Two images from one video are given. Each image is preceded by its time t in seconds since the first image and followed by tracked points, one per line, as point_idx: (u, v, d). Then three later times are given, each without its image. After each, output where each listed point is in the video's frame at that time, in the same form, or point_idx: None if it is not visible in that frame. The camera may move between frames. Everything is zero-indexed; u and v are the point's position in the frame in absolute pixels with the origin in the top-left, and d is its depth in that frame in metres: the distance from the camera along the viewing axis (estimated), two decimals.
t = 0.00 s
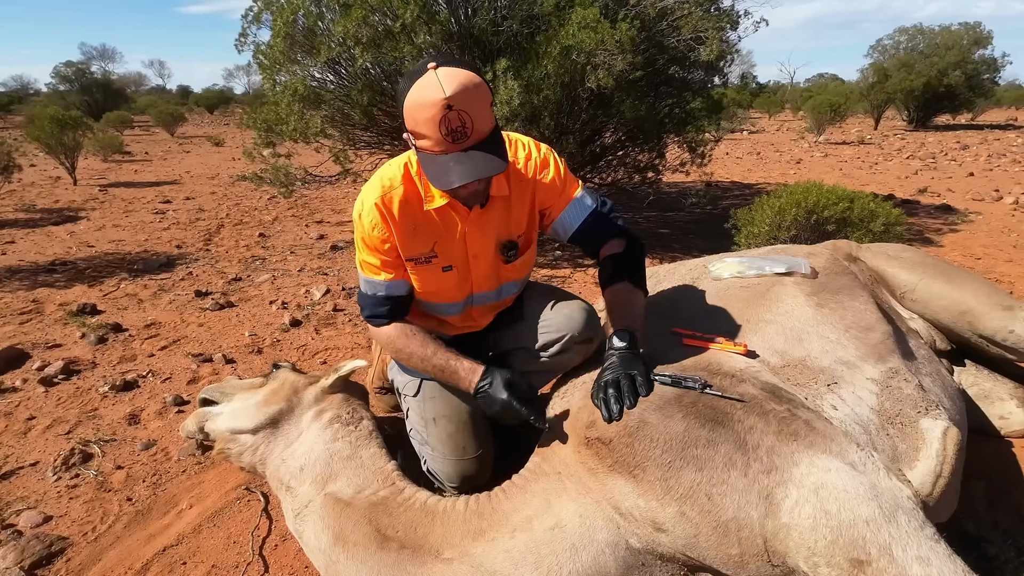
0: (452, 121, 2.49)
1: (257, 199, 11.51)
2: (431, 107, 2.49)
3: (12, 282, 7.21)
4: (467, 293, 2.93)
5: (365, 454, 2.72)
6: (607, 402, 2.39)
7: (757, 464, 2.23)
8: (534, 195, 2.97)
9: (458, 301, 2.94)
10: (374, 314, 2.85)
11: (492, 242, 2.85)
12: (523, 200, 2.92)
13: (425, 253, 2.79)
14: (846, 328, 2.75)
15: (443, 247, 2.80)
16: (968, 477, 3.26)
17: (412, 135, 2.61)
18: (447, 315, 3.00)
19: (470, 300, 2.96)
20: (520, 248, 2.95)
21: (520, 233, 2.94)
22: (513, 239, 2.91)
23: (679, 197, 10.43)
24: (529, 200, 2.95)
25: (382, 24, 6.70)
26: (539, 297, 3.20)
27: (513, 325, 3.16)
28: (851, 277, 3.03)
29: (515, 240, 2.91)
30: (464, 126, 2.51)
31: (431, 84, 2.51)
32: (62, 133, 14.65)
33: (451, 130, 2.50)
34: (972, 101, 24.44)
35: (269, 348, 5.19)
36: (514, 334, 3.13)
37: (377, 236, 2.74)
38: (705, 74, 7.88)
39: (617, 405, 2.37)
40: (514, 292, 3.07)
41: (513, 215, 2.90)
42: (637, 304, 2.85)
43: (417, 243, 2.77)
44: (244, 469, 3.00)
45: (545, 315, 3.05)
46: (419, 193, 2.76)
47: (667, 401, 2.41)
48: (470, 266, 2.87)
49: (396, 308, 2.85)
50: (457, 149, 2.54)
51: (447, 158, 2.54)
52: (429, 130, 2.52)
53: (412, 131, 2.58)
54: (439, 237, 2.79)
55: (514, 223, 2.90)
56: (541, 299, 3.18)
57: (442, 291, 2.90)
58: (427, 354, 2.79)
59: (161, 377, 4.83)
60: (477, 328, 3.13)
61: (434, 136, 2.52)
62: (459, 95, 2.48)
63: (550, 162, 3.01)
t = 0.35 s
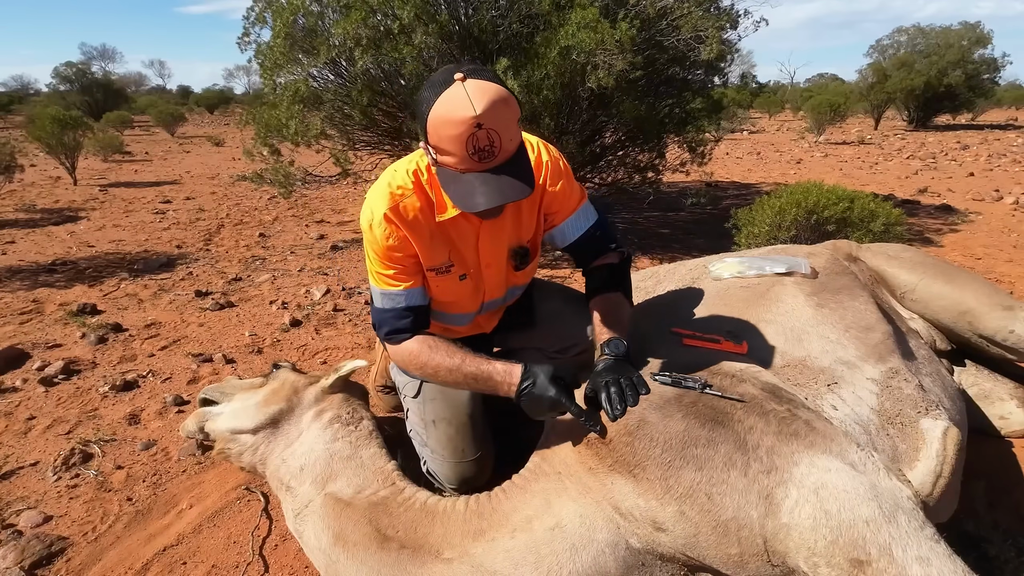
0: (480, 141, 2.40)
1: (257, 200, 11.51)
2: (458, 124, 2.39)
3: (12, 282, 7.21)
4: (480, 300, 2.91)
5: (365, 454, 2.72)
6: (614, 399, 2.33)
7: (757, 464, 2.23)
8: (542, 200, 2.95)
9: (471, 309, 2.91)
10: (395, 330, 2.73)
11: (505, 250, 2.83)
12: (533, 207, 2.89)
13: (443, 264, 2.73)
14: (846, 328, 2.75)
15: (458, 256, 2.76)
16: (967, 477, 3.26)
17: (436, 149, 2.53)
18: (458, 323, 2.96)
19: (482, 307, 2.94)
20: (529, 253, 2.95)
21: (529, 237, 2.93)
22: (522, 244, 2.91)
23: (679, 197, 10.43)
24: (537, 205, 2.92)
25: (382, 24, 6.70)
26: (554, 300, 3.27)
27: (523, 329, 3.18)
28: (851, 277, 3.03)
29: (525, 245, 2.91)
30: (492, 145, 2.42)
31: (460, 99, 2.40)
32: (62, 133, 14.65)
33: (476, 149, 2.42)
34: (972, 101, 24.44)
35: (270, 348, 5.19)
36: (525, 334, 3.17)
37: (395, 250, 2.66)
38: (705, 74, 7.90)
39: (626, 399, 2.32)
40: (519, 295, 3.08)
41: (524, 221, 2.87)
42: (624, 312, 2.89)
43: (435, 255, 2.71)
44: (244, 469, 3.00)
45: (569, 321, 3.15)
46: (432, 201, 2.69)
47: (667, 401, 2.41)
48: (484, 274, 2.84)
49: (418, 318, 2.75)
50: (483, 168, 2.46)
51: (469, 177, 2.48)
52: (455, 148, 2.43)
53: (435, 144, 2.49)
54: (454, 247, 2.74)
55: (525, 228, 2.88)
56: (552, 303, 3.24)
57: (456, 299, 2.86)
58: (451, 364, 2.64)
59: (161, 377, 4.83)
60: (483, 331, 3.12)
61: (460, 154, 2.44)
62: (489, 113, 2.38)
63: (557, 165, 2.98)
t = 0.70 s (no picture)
0: (502, 143, 2.40)
1: (257, 199, 11.52)
2: (482, 126, 2.38)
3: (12, 281, 7.21)
4: (488, 302, 2.91)
5: (365, 454, 2.72)
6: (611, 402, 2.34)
7: (757, 464, 2.23)
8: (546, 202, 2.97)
9: (479, 309, 2.91)
10: (411, 327, 2.69)
11: (513, 251, 2.85)
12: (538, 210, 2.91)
13: (452, 264, 2.74)
14: (846, 328, 2.74)
15: (468, 256, 2.77)
16: (968, 477, 3.26)
17: (455, 148, 2.51)
18: (465, 324, 2.95)
19: (490, 308, 2.94)
20: (534, 255, 2.96)
21: (534, 239, 2.95)
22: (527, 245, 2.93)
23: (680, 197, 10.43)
24: (542, 207, 2.94)
25: (383, 24, 6.71)
26: (553, 299, 3.25)
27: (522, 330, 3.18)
28: (852, 277, 3.03)
29: (531, 247, 2.92)
30: (513, 148, 2.42)
31: (485, 102, 2.39)
32: (62, 133, 14.65)
33: (498, 152, 2.41)
34: (972, 101, 24.44)
35: (270, 348, 5.19)
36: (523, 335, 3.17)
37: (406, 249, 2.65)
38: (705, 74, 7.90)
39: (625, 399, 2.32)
40: (523, 297, 3.09)
41: (530, 223, 2.89)
42: (624, 313, 2.89)
43: (445, 255, 2.71)
44: (244, 469, 3.00)
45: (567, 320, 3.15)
46: (442, 202, 2.70)
47: (668, 401, 2.41)
48: (492, 276, 2.85)
49: (432, 316, 2.72)
50: (502, 170, 2.46)
51: (486, 178, 2.47)
52: (476, 148, 2.42)
53: (455, 145, 2.47)
54: (464, 247, 2.74)
55: (530, 230, 2.90)
56: (552, 303, 3.23)
57: (464, 299, 2.85)
58: (466, 364, 2.59)
59: (161, 377, 4.83)
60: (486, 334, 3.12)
61: (481, 155, 2.42)
62: (514, 117, 2.38)
63: (561, 167, 2.99)
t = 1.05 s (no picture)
0: (507, 135, 2.40)
1: (257, 199, 11.52)
2: (488, 118, 2.38)
3: (13, 281, 7.21)
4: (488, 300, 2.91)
5: (365, 454, 2.72)
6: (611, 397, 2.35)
7: (757, 464, 2.23)
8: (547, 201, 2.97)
9: (478, 308, 2.91)
10: (405, 322, 2.71)
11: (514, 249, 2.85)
12: (539, 209, 2.91)
13: (453, 261, 2.74)
14: (846, 327, 2.74)
15: (468, 253, 2.77)
16: (968, 477, 3.26)
17: (461, 140, 2.50)
18: (464, 322, 2.96)
19: (490, 307, 2.94)
20: (535, 253, 2.97)
21: (535, 238, 2.95)
22: (528, 244, 2.93)
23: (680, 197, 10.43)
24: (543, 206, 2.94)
25: (384, 24, 6.72)
26: (552, 300, 3.24)
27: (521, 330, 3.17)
28: (852, 277, 3.03)
29: (531, 245, 2.92)
30: (518, 141, 2.42)
31: (492, 94, 2.40)
32: (62, 132, 14.65)
33: (502, 144, 2.41)
34: (973, 101, 24.43)
35: (270, 348, 5.19)
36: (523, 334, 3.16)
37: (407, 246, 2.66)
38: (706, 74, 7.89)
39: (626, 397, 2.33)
40: (524, 297, 3.08)
41: (531, 221, 2.89)
42: (625, 313, 2.87)
43: (446, 251, 2.72)
44: (244, 469, 3.00)
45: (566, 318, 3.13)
46: (444, 199, 2.70)
47: (669, 401, 2.41)
48: (492, 273, 2.85)
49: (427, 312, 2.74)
50: (506, 163, 2.44)
51: (490, 170, 2.45)
52: (481, 140, 2.41)
53: (461, 137, 2.47)
54: (464, 244, 2.75)
55: (531, 228, 2.90)
56: (552, 303, 3.22)
57: (464, 297, 2.86)
58: (458, 357, 2.62)
59: (161, 377, 4.83)
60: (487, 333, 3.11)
61: (486, 147, 2.42)
62: (520, 110, 2.38)
63: (564, 167, 2.99)
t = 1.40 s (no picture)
0: (501, 142, 2.40)
1: (257, 199, 11.52)
2: (481, 125, 2.38)
3: (13, 281, 7.21)
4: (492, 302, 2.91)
5: (365, 454, 2.72)
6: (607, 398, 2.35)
7: (757, 464, 2.23)
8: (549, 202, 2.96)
9: (480, 310, 2.91)
10: (409, 326, 2.74)
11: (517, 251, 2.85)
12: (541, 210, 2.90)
13: (454, 265, 2.75)
14: (847, 327, 2.74)
15: (471, 257, 2.77)
16: (968, 477, 3.27)
17: (457, 146, 2.51)
18: (467, 323, 2.96)
19: (493, 309, 2.94)
20: (538, 254, 2.96)
21: (537, 239, 2.94)
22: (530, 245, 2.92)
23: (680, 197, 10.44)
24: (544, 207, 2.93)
25: (384, 24, 6.72)
26: (553, 300, 3.24)
27: (522, 329, 3.17)
28: (852, 277, 3.03)
29: (533, 246, 2.92)
30: (513, 148, 2.42)
31: (486, 101, 2.39)
32: (63, 132, 14.65)
33: (496, 151, 2.41)
34: (973, 101, 24.44)
35: (270, 348, 5.19)
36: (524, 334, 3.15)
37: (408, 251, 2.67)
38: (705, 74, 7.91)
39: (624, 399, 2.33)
40: (529, 297, 3.07)
41: (533, 223, 2.88)
42: (625, 313, 2.86)
43: (447, 255, 2.72)
44: (244, 468, 3.00)
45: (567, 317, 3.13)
46: (446, 204, 2.70)
47: (669, 401, 2.41)
48: (495, 275, 2.84)
49: (431, 315, 2.76)
50: (502, 169, 2.45)
51: (484, 176, 2.47)
52: (476, 147, 2.42)
53: (456, 143, 2.47)
54: (466, 248, 2.75)
55: (533, 230, 2.90)
56: (552, 304, 3.22)
57: (467, 300, 2.86)
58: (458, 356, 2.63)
59: (161, 377, 4.83)
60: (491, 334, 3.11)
61: (481, 154, 2.42)
62: (513, 116, 2.37)
63: (564, 169, 3.00)
